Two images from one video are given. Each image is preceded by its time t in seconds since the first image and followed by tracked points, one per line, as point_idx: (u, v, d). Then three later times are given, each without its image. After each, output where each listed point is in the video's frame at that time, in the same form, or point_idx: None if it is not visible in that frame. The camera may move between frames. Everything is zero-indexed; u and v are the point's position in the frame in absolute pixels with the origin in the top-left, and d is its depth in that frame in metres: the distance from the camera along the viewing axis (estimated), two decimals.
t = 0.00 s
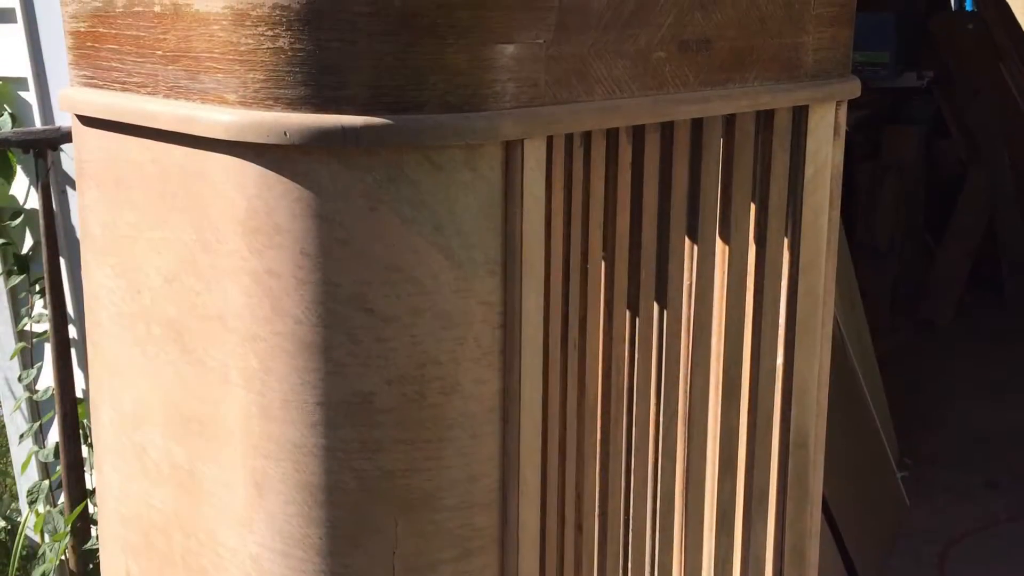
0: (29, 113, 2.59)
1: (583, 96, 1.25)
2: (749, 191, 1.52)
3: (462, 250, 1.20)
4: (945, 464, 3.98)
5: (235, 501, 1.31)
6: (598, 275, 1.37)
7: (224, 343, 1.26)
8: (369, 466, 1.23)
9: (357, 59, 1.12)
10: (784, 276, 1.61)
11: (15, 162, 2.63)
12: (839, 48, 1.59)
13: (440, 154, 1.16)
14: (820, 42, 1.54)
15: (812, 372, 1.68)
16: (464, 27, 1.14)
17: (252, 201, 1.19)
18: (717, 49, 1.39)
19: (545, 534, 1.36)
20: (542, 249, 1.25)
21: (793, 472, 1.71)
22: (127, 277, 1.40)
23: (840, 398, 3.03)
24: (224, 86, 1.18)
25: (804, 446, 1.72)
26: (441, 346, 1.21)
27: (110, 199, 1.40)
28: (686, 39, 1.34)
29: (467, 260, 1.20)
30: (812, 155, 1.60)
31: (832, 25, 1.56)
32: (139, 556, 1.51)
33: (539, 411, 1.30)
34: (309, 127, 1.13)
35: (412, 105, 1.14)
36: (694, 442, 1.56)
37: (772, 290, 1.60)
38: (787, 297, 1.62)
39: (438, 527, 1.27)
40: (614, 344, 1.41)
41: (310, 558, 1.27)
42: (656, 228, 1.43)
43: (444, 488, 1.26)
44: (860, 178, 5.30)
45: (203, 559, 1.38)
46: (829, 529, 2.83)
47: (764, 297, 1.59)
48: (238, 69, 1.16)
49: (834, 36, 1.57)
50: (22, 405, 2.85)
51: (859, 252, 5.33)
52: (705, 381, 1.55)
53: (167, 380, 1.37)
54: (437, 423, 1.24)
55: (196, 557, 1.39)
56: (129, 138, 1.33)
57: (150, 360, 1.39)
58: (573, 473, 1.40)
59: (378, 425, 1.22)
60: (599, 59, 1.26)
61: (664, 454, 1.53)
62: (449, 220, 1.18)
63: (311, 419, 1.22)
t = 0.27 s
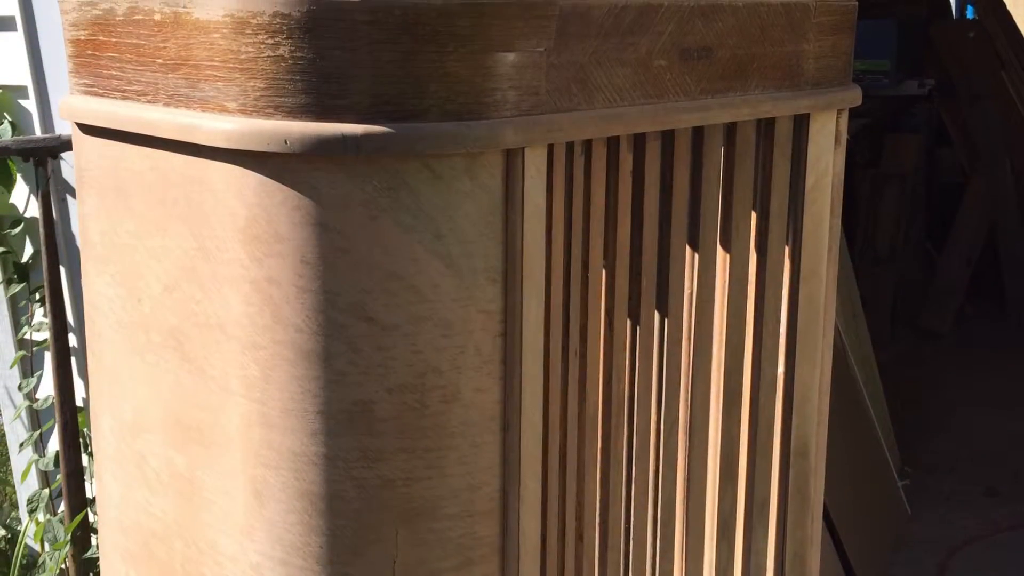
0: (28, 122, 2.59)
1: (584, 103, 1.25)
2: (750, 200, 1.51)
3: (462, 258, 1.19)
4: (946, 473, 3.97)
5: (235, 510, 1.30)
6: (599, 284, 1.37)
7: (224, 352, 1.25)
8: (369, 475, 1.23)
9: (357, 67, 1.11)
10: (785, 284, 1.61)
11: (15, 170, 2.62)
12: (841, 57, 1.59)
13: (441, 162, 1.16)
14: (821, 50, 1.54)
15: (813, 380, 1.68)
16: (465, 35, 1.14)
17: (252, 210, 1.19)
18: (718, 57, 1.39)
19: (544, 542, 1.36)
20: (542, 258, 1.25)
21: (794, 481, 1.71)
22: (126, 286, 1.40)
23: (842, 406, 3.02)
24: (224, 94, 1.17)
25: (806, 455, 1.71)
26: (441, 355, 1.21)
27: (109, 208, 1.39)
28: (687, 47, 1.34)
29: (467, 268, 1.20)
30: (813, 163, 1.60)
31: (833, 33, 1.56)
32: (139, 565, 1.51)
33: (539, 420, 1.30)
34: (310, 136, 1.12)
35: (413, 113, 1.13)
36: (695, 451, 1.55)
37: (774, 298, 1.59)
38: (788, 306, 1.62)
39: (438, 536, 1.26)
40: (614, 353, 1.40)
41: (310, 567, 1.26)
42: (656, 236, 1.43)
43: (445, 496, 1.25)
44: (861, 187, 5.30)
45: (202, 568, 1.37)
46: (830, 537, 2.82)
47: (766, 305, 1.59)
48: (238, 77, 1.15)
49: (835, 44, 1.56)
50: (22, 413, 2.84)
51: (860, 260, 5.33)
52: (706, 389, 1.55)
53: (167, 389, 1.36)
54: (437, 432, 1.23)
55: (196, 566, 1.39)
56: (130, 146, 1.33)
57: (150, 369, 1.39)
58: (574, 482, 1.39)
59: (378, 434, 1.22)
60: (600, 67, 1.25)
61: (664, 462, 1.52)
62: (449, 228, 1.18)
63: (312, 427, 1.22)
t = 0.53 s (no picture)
0: (28, 131, 2.59)
1: (584, 111, 1.24)
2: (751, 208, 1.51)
3: (462, 267, 1.19)
4: (948, 482, 3.96)
5: (235, 519, 1.30)
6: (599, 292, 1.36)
7: (224, 360, 1.25)
8: (369, 483, 1.22)
9: (358, 76, 1.11)
10: (786, 292, 1.60)
11: (15, 179, 2.62)
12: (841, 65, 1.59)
13: (442, 170, 1.15)
14: (823, 58, 1.54)
15: (814, 388, 1.68)
16: (465, 43, 1.13)
17: (252, 219, 1.18)
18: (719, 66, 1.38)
19: (545, 551, 1.35)
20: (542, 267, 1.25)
21: (795, 489, 1.70)
22: (127, 294, 1.39)
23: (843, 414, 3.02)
24: (225, 102, 1.17)
25: (807, 463, 1.71)
26: (441, 363, 1.21)
27: (109, 216, 1.39)
28: (688, 55, 1.34)
29: (467, 277, 1.19)
30: (815, 172, 1.59)
31: (834, 41, 1.56)
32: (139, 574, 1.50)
33: (540, 428, 1.29)
34: (310, 144, 1.12)
35: (414, 121, 1.13)
36: (696, 460, 1.55)
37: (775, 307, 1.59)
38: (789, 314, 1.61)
39: (439, 544, 1.26)
40: (614, 361, 1.40)
41: None
42: (657, 244, 1.42)
43: (445, 505, 1.25)
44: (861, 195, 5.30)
45: None
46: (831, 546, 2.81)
47: (767, 314, 1.58)
48: (239, 85, 1.15)
49: (836, 52, 1.56)
50: (22, 422, 2.84)
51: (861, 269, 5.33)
52: (707, 397, 1.54)
53: (167, 398, 1.36)
54: (438, 440, 1.23)
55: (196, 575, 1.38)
56: (130, 154, 1.33)
57: (150, 378, 1.38)
58: (575, 490, 1.39)
59: (378, 443, 1.21)
60: (600, 75, 1.25)
61: (665, 471, 1.52)
62: (449, 236, 1.18)
63: (312, 436, 1.21)
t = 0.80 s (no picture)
0: (29, 139, 2.59)
1: (585, 119, 1.24)
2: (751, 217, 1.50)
3: (462, 275, 1.19)
4: (948, 490, 3.95)
5: (235, 528, 1.29)
6: (600, 301, 1.36)
7: (224, 369, 1.25)
8: (369, 492, 1.22)
9: (358, 84, 1.11)
10: (787, 300, 1.60)
11: (15, 187, 2.62)
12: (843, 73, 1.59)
13: (442, 179, 1.15)
14: (824, 66, 1.53)
15: (812, 397, 1.67)
16: (465, 51, 1.13)
17: (252, 227, 1.18)
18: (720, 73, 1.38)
19: (546, 558, 1.35)
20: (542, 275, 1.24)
21: (797, 498, 1.69)
22: (127, 303, 1.39)
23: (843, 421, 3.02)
24: (225, 110, 1.17)
25: (808, 472, 1.70)
26: (441, 372, 1.20)
27: (109, 224, 1.39)
28: (689, 63, 1.34)
29: (467, 285, 1.19)
30: (817, 180, 1.59)
31: (836, 49, 1.55)
32: None
33: (540, 437, 1.29)
34: (310, 152, 1.11)
35: (413, 129, 1.13)
36: (696, 468, 1.54)
37: (776, 315, 1.58)
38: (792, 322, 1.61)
39: (439, 553, 1.25)
40: (615, 369, 1.40)
41: None
42: (658, 252, 1.42)
43: (445, 513, 1.24)
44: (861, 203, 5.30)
45: None
46: (831, 555, 2.81)
47: (769, 322, 1.58)
48: (239, 94, 1.14)
49: (837, 60, 1.56)
50: (22, 430, 2.84)
51: (861, 277, 5.32)
52: (708, 406, 1.54)
53: (167, 407, 1.35)
54: (438, 448, 1.22)
55: None
56: (130, 163, 1.32)
57: (150, 386, 1.38)
58: (575, 499, 1.38)
59: (378, 451, 1.21)
60: (602, 83, 1.25)
61: (666, 480, 1.51)
62: (450, 244, 1.17)
63: (313, 444, 1.21)
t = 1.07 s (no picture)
0: (28, 147, 2.60)
1: (586, 127, 1.24)
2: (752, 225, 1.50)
3: (463, 283, 1.18)
4: (949, 499, 3.94)
5: (235, 536, 1.29)
6: (601, 309, 1.36)
7: (224, 377, 1.24)
8: (369, 500, 1.21)
9: (359, 92, 1.11)
10: (788, 308, 1.60)
11: (15, 196, 2.63)
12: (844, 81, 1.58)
13: (443, 187, 1.15)
14: (825, 74, 1.53)
15: (813, 406, 1.66)
16: (466, 60, 1.13)
17: (252, 235, 1.18)
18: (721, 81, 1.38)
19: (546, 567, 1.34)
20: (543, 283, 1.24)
21: (798, 506, 1.69)
22: (127, 312, 1.39)
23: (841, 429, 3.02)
24: (225, 118, 1.16)
25: (810, 481, 1.70)
26: (442, 380, 1.20)
27: (109, 232, 1.39)
28: (689, 71, 1.34)
29: (468, 293, 1.19)
30: (818, 188, 1.58)
31: (837, 57, 1.55)
32: None
33: (540, 445, 1.28)
34: (310, 160, 1.11)
35: (414, 137, 1.12)
36: (697, 477, 1.54)
37: (777, 323, 1.58)
38: (793, 331, 1.60)
39: (439, 562, 1.25)
40: (615, 378, 1.39)
41: None
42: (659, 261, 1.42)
43: (446, 522, 1.24)
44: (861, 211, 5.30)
45: None
46: (831, 563, 2.80)
47: (770, 330, 1.57)
48: (239, 102, 1.14)
49: (839, 68, 1.56)
50: (22, 439, 2.83)
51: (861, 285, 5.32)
52: (709, 415, 1.53)
53: (167, 415, 1.35)
54: (439, 457, 1.22)
55: None
56: (130, 171, 1.32)
57: (150, 395, 1.37)
58: (576, 508, 1.38)
59: (378, 460, 1.20)
60: (602, 91, 1.24)
61: (667, 488, 1.51)
62: (450, 252, 1.17)
63: (313, 453, 1.20)
